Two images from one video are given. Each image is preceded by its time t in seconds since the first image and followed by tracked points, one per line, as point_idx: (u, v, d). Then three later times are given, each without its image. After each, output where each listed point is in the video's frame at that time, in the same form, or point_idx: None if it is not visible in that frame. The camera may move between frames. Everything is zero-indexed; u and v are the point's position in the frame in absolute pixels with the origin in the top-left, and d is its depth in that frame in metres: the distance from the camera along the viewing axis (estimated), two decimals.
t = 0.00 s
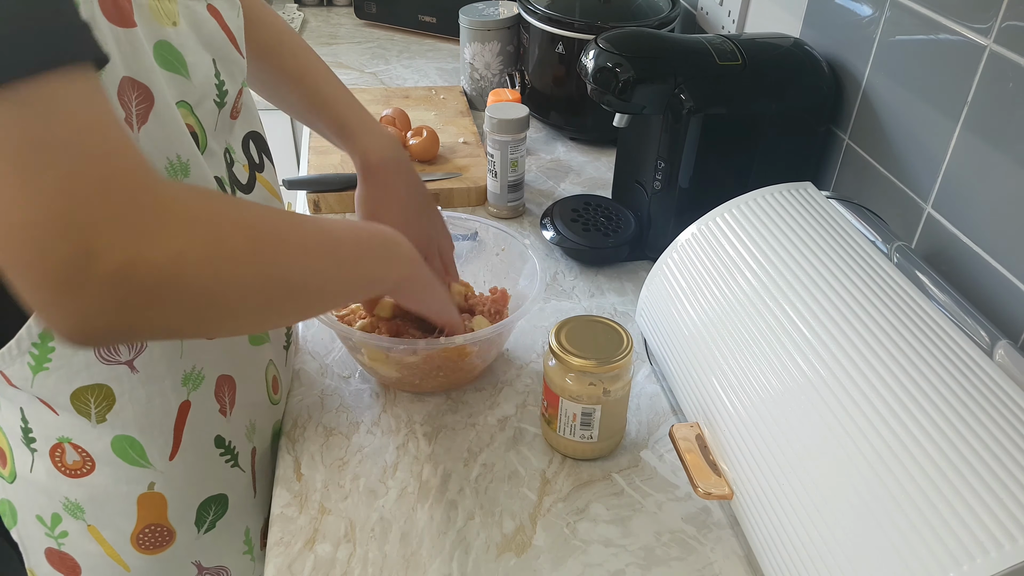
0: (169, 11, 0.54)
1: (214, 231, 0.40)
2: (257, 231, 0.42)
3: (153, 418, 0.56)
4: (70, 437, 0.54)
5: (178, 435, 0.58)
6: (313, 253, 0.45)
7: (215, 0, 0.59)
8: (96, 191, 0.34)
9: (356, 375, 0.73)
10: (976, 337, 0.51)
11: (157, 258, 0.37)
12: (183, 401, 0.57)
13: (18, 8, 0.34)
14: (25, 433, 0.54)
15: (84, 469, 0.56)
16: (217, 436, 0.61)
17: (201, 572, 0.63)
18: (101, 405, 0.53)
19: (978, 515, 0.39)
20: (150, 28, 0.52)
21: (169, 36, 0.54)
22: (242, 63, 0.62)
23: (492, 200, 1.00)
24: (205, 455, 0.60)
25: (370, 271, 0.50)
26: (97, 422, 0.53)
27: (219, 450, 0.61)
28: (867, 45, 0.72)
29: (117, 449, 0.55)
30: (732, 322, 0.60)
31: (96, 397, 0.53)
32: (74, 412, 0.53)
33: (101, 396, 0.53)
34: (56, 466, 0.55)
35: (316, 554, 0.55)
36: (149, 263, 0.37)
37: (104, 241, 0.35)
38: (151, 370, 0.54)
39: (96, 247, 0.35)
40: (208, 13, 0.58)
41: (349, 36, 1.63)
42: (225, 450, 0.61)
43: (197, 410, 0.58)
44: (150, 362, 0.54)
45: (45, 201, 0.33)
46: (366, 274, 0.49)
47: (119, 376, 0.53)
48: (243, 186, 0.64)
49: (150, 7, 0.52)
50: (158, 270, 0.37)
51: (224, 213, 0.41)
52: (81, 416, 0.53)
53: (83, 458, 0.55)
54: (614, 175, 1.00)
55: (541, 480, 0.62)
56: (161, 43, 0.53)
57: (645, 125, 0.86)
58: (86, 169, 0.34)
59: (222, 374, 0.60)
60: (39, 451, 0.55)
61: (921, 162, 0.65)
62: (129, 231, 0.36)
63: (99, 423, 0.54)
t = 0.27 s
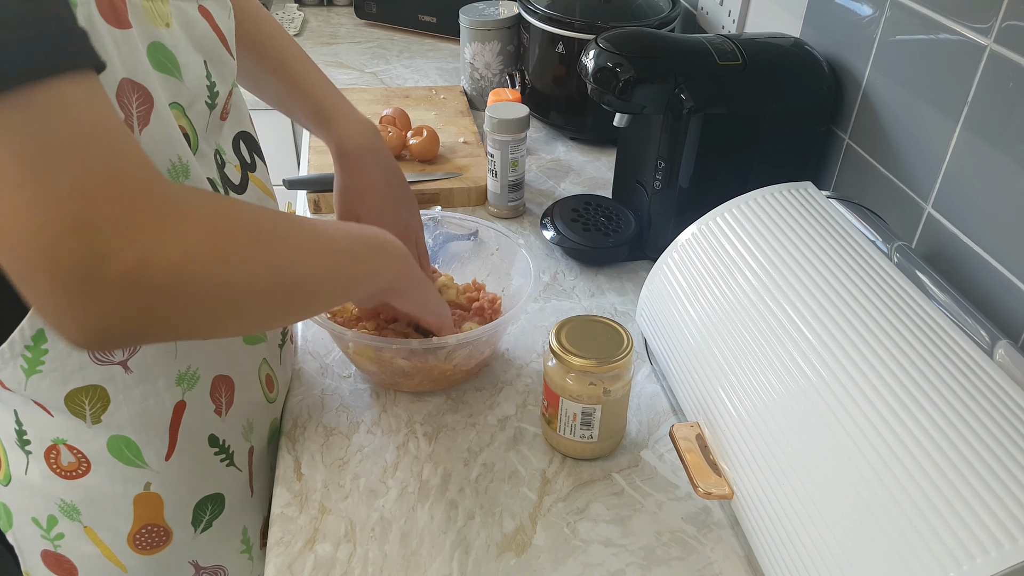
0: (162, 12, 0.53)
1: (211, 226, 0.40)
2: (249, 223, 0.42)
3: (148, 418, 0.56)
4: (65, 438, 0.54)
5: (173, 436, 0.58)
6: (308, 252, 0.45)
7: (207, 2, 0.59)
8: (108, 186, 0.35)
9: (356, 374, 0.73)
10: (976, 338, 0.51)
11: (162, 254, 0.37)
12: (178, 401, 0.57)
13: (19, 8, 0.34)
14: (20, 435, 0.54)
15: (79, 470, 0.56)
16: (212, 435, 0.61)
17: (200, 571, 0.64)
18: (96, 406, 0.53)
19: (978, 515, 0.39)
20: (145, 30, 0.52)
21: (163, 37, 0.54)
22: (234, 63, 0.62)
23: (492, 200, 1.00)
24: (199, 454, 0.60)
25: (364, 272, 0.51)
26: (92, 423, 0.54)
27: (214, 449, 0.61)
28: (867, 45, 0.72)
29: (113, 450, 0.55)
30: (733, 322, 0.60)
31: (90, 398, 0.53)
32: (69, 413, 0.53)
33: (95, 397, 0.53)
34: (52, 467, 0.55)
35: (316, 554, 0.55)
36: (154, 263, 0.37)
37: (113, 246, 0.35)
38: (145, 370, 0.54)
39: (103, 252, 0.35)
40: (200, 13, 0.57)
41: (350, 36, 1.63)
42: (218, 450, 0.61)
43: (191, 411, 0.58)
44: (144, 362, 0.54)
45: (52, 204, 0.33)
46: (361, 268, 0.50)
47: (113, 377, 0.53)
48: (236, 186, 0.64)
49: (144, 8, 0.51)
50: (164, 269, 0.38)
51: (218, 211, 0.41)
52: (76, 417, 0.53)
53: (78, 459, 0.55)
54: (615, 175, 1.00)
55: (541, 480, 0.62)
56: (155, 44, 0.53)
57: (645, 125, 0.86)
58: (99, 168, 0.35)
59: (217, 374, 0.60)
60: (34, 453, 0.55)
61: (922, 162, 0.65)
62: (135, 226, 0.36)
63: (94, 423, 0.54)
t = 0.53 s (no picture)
0: (152, 7, 0.54)
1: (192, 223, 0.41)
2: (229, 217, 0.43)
3: (130, 416, 0.55)
4: (48, 436, 0.54)
5: (155, 433, 0.57)
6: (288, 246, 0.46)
7: None
8: (93, 189, 0.36)
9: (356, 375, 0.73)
10: (976, 337, 0.51)
11: (149, 250, 0.38)
12: (162, 399, 0.57)
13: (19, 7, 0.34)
14: (3, 432, 0.54)
15: (62, 468, 0.55)
16: (196, 434, 0.60)
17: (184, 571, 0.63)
18: (78, 403, 0.53)
19: (978, 515, 0.39)
20: (132, 26, 0.52)
21: (155, 33, 0.54)
22: (222, 59, 0.62)
23: (492, 200, 1.00)
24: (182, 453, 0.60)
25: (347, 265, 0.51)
26: (73, 421, 0.53)
27: (200, 448, 0.61)
28: (867, 45, 0.72)
29: (94, 448, 0.55)
30: (732, 323, 0.60)
31: (73, 395, 0.53)
32: (52, 410, 0.53)
33: (78, 394, 0.53)
34: (35, 465, 0.55)
35: (316, 555, 0.55)
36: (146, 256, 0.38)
37: (102, 243, 0.36)
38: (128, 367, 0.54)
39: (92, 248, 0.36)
40: (189, 10, 0.58)
41: (350, 36, 1.63)
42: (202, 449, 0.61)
43: (176, 410, 0.58)
44: (128, 360, 0.54)
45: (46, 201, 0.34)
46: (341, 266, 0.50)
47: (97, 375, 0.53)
48: (227, 184, 0.64)
49: (135, 3, 0.52)
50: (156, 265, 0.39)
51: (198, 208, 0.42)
52: (59, 414, 0.53)
53: (61, 457, 0.55)
54: (615, 175, 1.00)
55: (541, 480, 0.62)
56: (145, 40, 0.53)
57: (645, 125, 0.86)
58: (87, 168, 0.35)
59: (203, 372, 0.60)
60: (18, 451, 0.55)
61: (921, 163, 0.65)
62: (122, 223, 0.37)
63: (76, 421, 0.54)
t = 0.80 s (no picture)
0: (162, 9, 0.54)
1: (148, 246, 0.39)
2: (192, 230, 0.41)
3: (148, 418, 0.56)
4: (68, 437, 0.55)
5: (174, 434, 0.58)
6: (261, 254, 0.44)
7: None
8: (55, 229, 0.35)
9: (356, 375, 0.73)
10: (976, 338, 0.51)
11: (106, 283, 0.37)
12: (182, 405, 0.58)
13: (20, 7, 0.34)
14: (24, 433, 0.55)
15: (81, 469, 0.56)
16: (214, 436, 0.60)
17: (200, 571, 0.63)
18: (97, 405, 0.54)
19: (978, 516, 0.39)
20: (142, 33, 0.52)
21: (164, 34, 0.54)
22: (234, 61, 0.62)
23: (492, 201, 1.00)
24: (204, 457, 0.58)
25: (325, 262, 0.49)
26: (93, 422, 0.54)
27: (218, 450, 0.61)
28: (867, 45, 0.72)
29: (114, 449, 0.56)
30: (732, 323, 0.60)
31: (92, 397, 0.53)
32: (71, 411, 0.54)
33: (97, 396, 0.54)
34: (54, 465, 0.56)
35: (316, 555, 0.55)
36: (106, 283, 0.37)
37: (55, 283, 0.35)
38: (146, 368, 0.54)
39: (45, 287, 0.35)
40: (199, 10, 0.58)
41: (350, 36, 1.63)
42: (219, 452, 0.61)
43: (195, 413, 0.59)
44: (147, 362, 0.54)
45: None
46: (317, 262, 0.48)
47: (115, 376, 0.53)
48: (239, 185, 0.64)
49: (144, 5, 0.52)
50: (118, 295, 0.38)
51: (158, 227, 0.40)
52: (79, 415, 0.54)
53: (80, 458, 0.56)
54: (615, 175, 1.00)
55: (541, 480, 0.62)
56: (156, 42, 0.53)
57: (645, 125, 0.86)
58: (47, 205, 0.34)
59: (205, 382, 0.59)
60: (37, 451, 0.56)
61: (921, 163, 0.65)
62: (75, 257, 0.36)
63: (96, 422, 0.54)
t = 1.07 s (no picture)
0: (196, 9, 0.54)
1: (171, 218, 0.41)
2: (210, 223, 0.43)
3: (161, 415, 0.56)
4: (82, 432, 0.54)
5: (188, 430, 0.58)
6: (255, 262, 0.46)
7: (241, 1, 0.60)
8: (105, 196, 0.37)
9: (356, 375, 0.73)
10: (976, 337, 0.51)
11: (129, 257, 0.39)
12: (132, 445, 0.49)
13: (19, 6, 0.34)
14: (37, 427, 0.55)
15: (93, 464, 0.56)
16: (226, 433, 0.61)
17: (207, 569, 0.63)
18: (114, 400, 0.54)
19: (977, 515, 0.39)
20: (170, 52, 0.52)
21: (195, 35, 0.54)
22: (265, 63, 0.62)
23: (492, 200, 1.00)
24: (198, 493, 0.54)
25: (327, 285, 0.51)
26: (109, 417, 0.54)
27: (230, 447, 0.61)
28: (867, 45, 0.72)
29: (128, 444, 0.55)
30: (732, 322, 0.60)
31: (110, 392, 0.53)
32: (88, 407, 0.53)
33: (114, 391, 0.53)
34: (67, 460, 0.56)
35: (316, 555, 0.55)
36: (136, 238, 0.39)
37: (108, 243, 0.38)
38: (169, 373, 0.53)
39: (102, 244, 0.38)
40: (232, 12, 0.58)
41: (349, 36, 1.63)
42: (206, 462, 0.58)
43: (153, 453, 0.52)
44: (164, 358, 0.54)
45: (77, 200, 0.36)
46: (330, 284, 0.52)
47: (133, 371, 0.53)
48: (261, 185, 0.65)
49: (177, 5, 0.52)
50: (148, 254, 0.40)
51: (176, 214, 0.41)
52: (94, 411, 0.54)
53: (93, 453, 0.55)
54: (614, 175, 1.00)
55: (541, 480, 0.62)
56: (187, 42, 0.53)
57: (645, 125, 0.86)
58: (93, 170, 0.36)
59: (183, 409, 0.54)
60: (50, 445, 0.55)
61: (921, 163, 0.65)
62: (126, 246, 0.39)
63: (111, 418, 0.54)
